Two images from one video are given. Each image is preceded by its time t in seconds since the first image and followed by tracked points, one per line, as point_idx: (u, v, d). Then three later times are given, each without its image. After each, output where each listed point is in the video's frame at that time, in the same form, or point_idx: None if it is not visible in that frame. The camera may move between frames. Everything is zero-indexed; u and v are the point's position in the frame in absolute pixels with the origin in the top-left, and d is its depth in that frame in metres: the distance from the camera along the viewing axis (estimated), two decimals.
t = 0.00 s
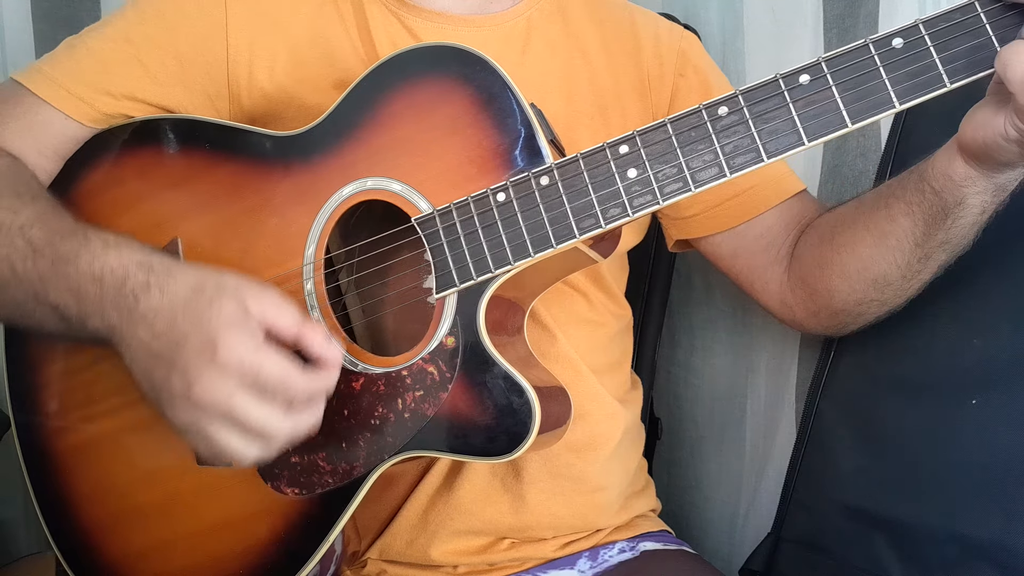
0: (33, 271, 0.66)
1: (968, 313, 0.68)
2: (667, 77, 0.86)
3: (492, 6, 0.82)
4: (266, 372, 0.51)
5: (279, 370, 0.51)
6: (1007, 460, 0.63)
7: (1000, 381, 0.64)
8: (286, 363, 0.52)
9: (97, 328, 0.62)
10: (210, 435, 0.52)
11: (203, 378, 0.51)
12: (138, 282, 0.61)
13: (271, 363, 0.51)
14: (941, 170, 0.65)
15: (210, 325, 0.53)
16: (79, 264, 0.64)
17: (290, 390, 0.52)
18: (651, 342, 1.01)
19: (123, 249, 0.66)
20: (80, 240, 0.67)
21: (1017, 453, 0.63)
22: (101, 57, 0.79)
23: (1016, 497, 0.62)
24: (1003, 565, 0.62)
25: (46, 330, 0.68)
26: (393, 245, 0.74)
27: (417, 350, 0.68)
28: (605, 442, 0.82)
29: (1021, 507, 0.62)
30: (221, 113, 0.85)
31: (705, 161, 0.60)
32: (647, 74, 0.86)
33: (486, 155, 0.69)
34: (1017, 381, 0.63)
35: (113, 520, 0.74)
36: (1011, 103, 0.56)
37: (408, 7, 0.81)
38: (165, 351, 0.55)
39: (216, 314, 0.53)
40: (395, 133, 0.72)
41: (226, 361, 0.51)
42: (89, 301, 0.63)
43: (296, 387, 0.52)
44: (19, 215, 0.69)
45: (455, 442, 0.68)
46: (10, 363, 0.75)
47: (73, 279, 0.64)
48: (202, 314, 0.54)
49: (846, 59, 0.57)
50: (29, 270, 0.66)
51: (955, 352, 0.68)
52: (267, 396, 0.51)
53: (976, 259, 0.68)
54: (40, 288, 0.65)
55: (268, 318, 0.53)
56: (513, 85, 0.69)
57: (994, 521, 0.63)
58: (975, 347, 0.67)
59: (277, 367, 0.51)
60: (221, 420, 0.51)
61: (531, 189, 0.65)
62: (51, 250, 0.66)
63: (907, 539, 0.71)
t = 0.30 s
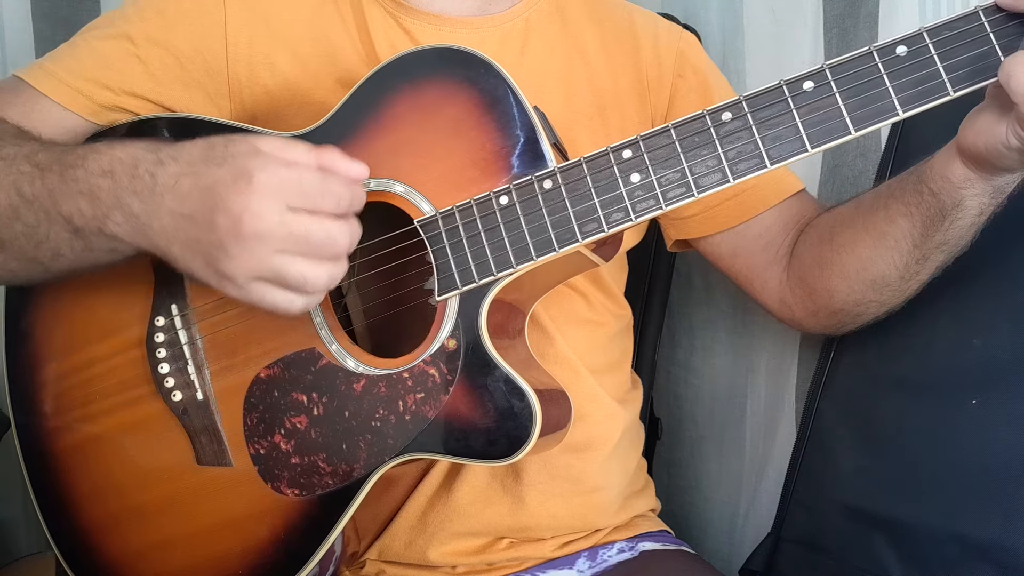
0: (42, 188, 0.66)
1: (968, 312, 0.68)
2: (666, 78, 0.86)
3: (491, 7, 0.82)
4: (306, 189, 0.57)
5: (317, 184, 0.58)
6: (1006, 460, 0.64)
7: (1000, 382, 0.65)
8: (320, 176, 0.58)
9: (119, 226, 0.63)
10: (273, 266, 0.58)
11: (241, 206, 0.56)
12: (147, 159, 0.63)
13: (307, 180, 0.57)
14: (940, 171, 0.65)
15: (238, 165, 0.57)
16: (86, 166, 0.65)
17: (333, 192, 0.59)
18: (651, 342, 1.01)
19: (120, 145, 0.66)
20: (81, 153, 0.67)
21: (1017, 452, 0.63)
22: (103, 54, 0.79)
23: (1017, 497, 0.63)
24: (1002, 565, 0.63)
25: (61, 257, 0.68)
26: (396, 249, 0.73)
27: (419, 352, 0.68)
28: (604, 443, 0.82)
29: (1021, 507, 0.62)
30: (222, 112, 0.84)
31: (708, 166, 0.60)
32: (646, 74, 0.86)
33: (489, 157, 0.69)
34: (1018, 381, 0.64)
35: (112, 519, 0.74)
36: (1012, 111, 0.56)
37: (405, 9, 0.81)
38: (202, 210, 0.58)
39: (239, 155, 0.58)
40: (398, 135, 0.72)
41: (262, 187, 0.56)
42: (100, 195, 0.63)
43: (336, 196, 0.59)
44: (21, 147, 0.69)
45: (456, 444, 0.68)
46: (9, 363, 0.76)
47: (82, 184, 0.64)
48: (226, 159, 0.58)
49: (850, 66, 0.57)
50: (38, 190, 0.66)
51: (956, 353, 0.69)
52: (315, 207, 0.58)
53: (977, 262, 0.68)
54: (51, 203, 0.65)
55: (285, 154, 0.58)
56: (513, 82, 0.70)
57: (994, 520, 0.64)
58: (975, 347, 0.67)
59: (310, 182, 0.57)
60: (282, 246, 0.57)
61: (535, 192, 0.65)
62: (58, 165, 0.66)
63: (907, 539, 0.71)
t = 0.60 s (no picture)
0: (56, 256, 0.62)
1: (968, 313, 0.69)
2: (666, 80, 0.86)
3: (492, 9, 0.82)
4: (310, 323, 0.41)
5: (326, 325, 0.42)
6: (1006, 460, 0.64)
7: (1000, 382, 0.65)
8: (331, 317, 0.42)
9: (128, 311, 0.57)
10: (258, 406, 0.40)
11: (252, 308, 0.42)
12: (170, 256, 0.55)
13: (318, 316, 0.41)
14: (938, 176, 0.65)
15: (252, 281, 0.44)
16: (106, 247, 0.61)
17: (331, 373, 0.41)
18: (651, 342, 1.01)
19: (148, 230, 0.62)
20: (106, 225, 0.63)
21: (1017, 452, 0.63)
22: (109, 53, 0.78)
23: (1016, 497, 0.63)
24: (1002, 565, 0.63)
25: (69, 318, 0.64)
26: (399, 249, 0.73)
27: (423, 354, 0.68)
28: (605, 443, 0.82)
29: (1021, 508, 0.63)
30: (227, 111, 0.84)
31: (712, 171, 0.60)
32: (647, 76, 0.86)
33: (493, 160, 0.69)
34: (1018, 382, 0.64)
35: (112, 518, 0.74)
36: (1014, 119, 0.57)
37: (407, 10, 0.81)
38: (205, 322, 0.45)
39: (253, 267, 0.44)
40: (401, 137, 0.71)
41: (268, 311, 0.42)
42: (118, 286, 0.58)
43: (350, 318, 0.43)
44: (37, 202, 0.65)
45: (458, 447, 0.68)
46: (9, 362, 0.75)
47: (102, 262, 0.60)
48: (234, 279, 0.45)
49: (855, 73, 0.57)
50: (50, 256, 0.62)
51: (955, 354, 0.69)
52: (318, 341, 0.41)
53: (976, 265, 0.69)
54: (64, 272, 0.62)
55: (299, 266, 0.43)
56: (511, 78, 0.70)
57: (994, 520, 0.64)
58: (975, 347, 0.67)
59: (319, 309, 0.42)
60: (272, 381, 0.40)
61: (539, 196, 0.65)
62: (75, 234, 0.63)
63: (907, 539, 0.72)
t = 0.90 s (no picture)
0: (48, 294, 0.69)
1: (969, 313, 0.69)
2: (668, 81, 0.86)
3: (495, 10, 0.82)
4: (279, 419, 0.61)
5: (289, 430, 0.62)
6: (1007, 460, 0.64)
7: (1001, 382, 0.65)
8: (296, 422, 0.62)
9: (108, 358, 0.67)
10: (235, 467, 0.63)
11: (229, 412, 0.61)
12: (153, 320, 0.66)
13: (283, 424, 0.61)
14: (938, 176, 0.65)
15: (222, 381, 0.62)
16: (94, 295, 0.67)
17: (297, 446, 0.62)
18: (651, 342, 1.01)
19: (139, 282, 0.68)
20: (94, 269, 0.69)
21: (1017, 452, 0.63)
22: (113, 53, 0.78)
23: (1016, 496, 0.63)
24: (1003, 565, 0.63)
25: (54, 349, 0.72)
26: (398, 250, 0.74)
27: (424, 354, 0.68)
28: (605, 443, 0.83)
29: (1021, 507, 0.63)
30: (230, 112, 0.85)
31: (714, 171, 0.60)
32: (649, 77, 0.86)
33: (496, 159, 0.69)
34: (1018, 381, 0.64)
35: (112, 518, 0.74)
36: (1015, 119, 0.57)
37: (410, 10, 0.81)
38: (179, 397, 0.63)
39: (231, 371, 0.62)
40: (403, 137, 0.72)
41: (243, 416, 0.61)
42: (102, 332, 0.67)
43: (314, 435, 0.63)
44: (32, 235, 0.70)
45: (458, 446, 0.68)
46: (10, 362, 0.76)
47: (89, 309, 0.67)
48: (216, 370, 0.63)
49: (857, 74, 0.57)
50: (40, 293, 0.69)
51: (956, 353, 0.69)
52: (277, 452, 0.63)
53: (976, 266, 0.69)
54: (52, 311, 0.69)
55: (282, 373, 0.64)
56: (512, 77, 0.70)
57: (994, 520, 0.64)
58: (975, 347, 0.68)
59: (290, 426, 0.62)
60: (248, 475, 0.63)
61: (540, 195, 0.65)
62: (65, 276, 0.68)
63: (907, 539, 0.72)
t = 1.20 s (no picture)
0: (45, 294, 0.69)
1: (969, 313, 0.68)
2: (668, 80, 0.86)
3: (494, 9, 0.81)
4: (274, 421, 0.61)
5: (286, 433, 0.62)
6: (1007, 461, 0.64)
7: (1001, 383, 0.65)
8: (292, 424, 0.62)
9: (106, 358, 0.67)
10: (230, 468, 0.63)
11: (225, 413, 0.61)
12: (150, 321, 0.66)
13: (279, 427, 0.61)
14: (937, 177, 0.65)
15: (220, 383, 0.62)
16: (92, 295, 0.67)
17: (294, 449, 0.62)
18: (651, 342, 1.01)
19: (136, 283, 0.68)
20: (92, 269, 0.69)
21: (1018, 452, 0.63)
22: (112, 53, 0.78)
23: (1016, 497, 0.63)
24: (1003, 566, 0.63)
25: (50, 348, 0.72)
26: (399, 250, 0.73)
27: (422, 355, 0.68)
28: (605, 444, 0.82)
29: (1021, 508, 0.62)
30: (230, 112, 0.85)
31: (713, 172, 0.60)
32: (649, 76, 0.86)
33: (494, 160, 0.69)
34: (1018, 382, 0.64)
35: (112, 518, 0.74)
36: (1015, 119, 0.56)
37: (409, 9, 0.80)
38: (176, 398, 0.63)
39: (229, 372, 0.62)
40: (402, 137, 0.71)
41: (239, 419, 0.61)
42: (100, 333, 0.67)
43: (311, 438, 0.63)
44: (32, 234, 0.70)
45: (457, 447, 0.68)
46: (12, 361, 0.76)
47: (87, 309, 0.67)
48: (214, 371, 0.63)
49: (856, 74, 0.57)
50: (39, 293, 0.69)
51: (956, 354, 0.69)
52: (274, 454, 0.63)
53: (975, 266, 0.69)
54: (51, 311, 0.69)
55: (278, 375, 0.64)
56: (512, 78, 0.70)
57: (994, 521, 0.64)
58: (975, 347, 0.67)
59: (286, 428, 0.62)
60: (244, 478, 0.63)
61: (539, 196, 0.65)
62: (63, 276, 0.68)
63: (907, 539, 0.71)
